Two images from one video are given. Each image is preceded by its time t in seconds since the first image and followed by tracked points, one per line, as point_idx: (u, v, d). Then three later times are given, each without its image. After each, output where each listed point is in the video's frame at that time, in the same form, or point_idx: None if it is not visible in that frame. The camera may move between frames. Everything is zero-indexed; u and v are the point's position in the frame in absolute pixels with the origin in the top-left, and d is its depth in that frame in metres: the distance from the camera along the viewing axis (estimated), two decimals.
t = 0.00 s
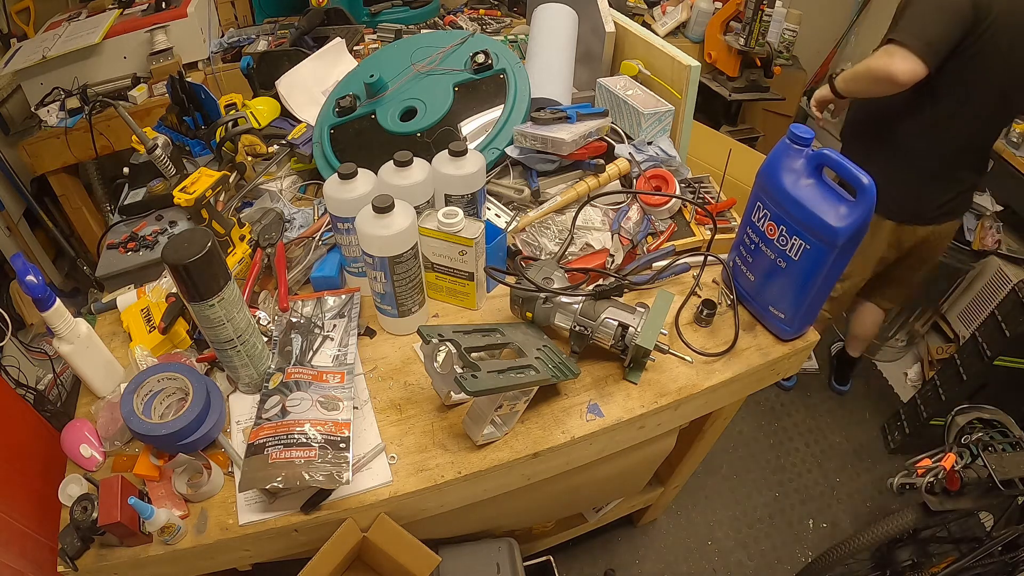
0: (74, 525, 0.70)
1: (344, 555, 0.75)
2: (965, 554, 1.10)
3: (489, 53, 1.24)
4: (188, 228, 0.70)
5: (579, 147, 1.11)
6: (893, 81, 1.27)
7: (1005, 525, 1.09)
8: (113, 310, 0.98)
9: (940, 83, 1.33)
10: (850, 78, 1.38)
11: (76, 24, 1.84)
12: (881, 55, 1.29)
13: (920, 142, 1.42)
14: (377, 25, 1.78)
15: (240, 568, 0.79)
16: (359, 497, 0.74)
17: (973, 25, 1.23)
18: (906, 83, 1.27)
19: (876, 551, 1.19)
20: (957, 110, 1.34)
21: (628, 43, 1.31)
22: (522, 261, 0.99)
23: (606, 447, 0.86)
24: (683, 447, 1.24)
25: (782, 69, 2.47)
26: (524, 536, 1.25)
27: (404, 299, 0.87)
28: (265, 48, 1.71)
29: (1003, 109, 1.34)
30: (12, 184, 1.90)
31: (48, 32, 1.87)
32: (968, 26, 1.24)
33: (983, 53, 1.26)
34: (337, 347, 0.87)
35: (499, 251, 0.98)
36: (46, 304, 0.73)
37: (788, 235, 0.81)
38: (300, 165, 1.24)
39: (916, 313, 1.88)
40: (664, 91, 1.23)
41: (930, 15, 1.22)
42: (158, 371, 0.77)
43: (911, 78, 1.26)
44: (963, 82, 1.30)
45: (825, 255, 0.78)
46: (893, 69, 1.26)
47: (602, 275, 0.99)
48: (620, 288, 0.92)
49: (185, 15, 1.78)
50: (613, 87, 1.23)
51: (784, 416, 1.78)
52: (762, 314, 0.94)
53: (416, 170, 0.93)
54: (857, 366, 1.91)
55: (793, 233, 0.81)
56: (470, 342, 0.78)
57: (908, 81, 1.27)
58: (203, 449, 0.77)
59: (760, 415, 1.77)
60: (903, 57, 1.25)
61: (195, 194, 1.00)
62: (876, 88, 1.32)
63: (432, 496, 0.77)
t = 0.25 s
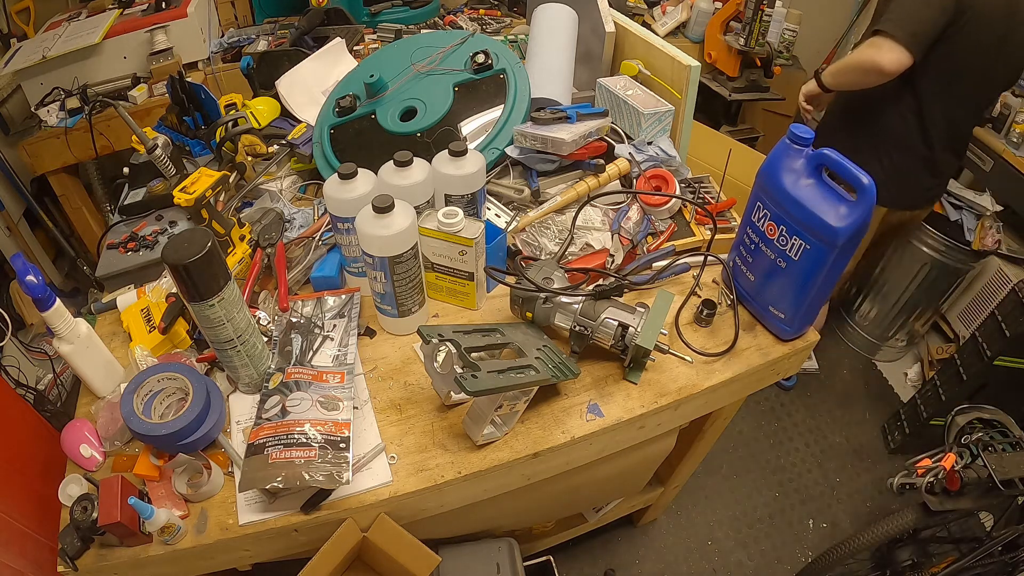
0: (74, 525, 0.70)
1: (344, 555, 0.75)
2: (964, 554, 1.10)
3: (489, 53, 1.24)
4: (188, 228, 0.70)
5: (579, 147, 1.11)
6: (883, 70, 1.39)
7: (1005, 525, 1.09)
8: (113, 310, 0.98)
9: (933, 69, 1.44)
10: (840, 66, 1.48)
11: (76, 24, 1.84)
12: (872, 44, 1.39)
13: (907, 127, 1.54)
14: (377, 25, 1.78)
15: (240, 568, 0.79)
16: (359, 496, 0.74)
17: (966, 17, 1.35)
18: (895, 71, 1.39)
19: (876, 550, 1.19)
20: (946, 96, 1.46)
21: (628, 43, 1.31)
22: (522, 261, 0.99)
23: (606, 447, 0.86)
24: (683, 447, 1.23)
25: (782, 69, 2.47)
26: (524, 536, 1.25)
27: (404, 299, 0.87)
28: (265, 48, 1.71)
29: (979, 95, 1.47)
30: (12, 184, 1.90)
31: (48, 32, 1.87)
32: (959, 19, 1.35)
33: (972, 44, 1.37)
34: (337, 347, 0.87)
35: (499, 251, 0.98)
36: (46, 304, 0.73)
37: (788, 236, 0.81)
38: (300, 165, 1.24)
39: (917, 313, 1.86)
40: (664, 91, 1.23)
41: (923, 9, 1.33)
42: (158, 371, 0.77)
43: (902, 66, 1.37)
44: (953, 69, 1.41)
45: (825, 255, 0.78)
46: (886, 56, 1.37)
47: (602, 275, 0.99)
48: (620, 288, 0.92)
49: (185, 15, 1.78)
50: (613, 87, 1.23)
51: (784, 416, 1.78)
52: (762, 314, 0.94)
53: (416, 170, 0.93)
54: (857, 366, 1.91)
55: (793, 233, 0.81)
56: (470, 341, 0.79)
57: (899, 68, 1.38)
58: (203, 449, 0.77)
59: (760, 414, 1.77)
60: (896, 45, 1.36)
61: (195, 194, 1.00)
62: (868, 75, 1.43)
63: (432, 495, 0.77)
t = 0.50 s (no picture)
0: (74, 525, 0.70)
1: (344, 555, 0.75)
2: (964, 555, 1.10)
3: (489, 53, 1.24)
4: (188, 228, 0.70)
5: (579, 147, 1.11)
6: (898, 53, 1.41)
7: (1005, 525, 1.08)
8: (112, 310, 0.98)
9: (938, 57, 1.47)
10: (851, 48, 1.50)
11: (76, 24, 1.84)
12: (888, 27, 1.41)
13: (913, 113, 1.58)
14: (377, 25, 1.78)
15: (240, 568, 0.79)
16: (359, 497, 0.74)
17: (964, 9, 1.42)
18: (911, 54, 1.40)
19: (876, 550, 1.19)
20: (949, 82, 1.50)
21: (628, 43, 1.31)
22: (521, 261, 0.99)
23: (606, 447, 0.86)
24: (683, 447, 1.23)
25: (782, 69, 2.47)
26: (524, 536, 1.25)
27: (404, 299, 0.87)
28: (265, 48, 1.71)
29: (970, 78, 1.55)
30: (12, 184, 1.90)
31: (48, 32, 1.87)
32: (964, 9, 1.41)
33: (973, 33, 1.44)
34: (337, 347, 0.87)
35: (499, 251, 0.98)
36: (46, 304, 0.73)
37: (788, 235, 0.81)
38: (300, 165, 1.24)
39: (917, 314, 1.86)
40: (664, 91, 1.23)
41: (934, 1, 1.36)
42: (158, 371, 0.77)
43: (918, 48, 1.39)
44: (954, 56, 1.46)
45: (825, 255, 0.78)
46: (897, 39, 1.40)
47: (602, 275, 0.99)
48: (620, 288, 0.92)
49: (185, 15, 1.78)
50: (613, 87, 1.23)
51: (784, 415, 1.78)
52: (762, 314, 0.94)
53: (416, 170, 0.93)
54: (857, 365, 1.92)
55: (793, 233, 0.81)
56: (470, 341, 0.78)
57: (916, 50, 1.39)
58: (203, 449, 0.77)
59: (760, 414, 1.77)
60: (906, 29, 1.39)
61: (195, 194, 1.00)
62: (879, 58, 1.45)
63: (432, 495, 0.77)
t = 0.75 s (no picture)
0: (74, 525, 0.70)
1: (344, 555, 0.75)
2: (965, 555, 1.10)
3: (489, 53, 1.24)
4: (188, 228, 0.70)
5: (579, 147, 1.11)
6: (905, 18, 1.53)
7: (1005, 525, 1.08)
8: (113, 310, 0.98)
9: (939, 31, 1.56)
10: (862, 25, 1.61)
11: (77, 24, 1.84)
12: None
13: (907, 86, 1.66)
14: (377, 25, 1.78)
15: (240, 568, 0.79)
16: (359, 497, 0.74)
17: None
18: (917, 18, 1.52)
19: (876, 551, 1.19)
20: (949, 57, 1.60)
21: (628, 43, 1.31)
22: (522, 260, 0.99)
23: (606, 446, 0.86)
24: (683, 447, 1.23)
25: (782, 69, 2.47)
26: (524, 536, 1.25)
27: (404, 299, 0.87)
28: (265, 48, 1.71)
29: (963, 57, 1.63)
30: (12, 184, 1.90)
31: (48, 32, 1.87)
32: None
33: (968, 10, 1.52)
34: (337, 347, 0.87)
35: (499, 251, 0.98)
36: (46, 304, 0.73)
37: (788, 235, 0.81)
38: (301, 165, 1.24)
39: (917, 314, 1.86)
40: (664, 91, 1.23)
41: None
42: (158, 371, 0.77)
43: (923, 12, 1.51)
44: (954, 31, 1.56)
45: (825, 255, 0.78)
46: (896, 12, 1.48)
47: (602, 275, 0.99)
48: (620, 288, 0.92)
49: (185, 15, 1.78)
50: (613, 87, 1.23)
51: (784, 415, 1.78)
52: (762, 314, 0.94)
53: (416, 169, 0.93)
54: (857, 365, 1.92)
55: (793, 233, 0.81)
56: (470, 341, 0.79)
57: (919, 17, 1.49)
58: (203, 449, 0.77)
59: (760, 414, 1.77)
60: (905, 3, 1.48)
61: (195, 194, 1.00)
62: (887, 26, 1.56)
63: (432, 495, 0.77)
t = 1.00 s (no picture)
0: (74, 525, 0.70)
1: (344, 555, 0.75)
2: (965, 555, 1.10)
3: (489, 53, 1.24)
4: (188, 228, 0.70)
5: (579, 147, 1.11)
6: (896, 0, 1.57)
7: (1005, 525, 1.08)
8: (113, 310, 0.98)
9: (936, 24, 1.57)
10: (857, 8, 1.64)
11: (77, 24, 1.84)
12: None
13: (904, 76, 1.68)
14: (377, 25, 1.78)
15: (240, 568, 0.79)
16: (359, 496, 0.74)
17: None
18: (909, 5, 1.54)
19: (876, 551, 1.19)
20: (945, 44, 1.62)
21: (628, 44, 1.31)
22: (522, 261, 0.99)
23: (606, 446, 0.86)
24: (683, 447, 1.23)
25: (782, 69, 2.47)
26: (523, 535, 1.25)
27: (404, 299, 0.87)
28: (265, 48, 1.71)
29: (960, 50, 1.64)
30: (13, 184, 1.90)
31: (48, 32, 1.87)
32: None
33: None
34: (337, 347, 0.87)
35: (499, 251, 0.98)
36: (46, 304, 0.73)
37: (788, 236, 0.81)
38: (300, 165, 1.24)
39: (917, 314, 1.85)
40: (664, 91, 1.23)
41: None
42: (158, 371, 0.77)
43: None
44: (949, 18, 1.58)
45: (825, 255, 0.78)
46: None
47: (602, 275, 0.99)
48: (620, 288, 0.92)
49: (185, 15, 1.78)
50: (613, 87, 1.23)
51: (784, 415, 1.78)
52: (762, 314, 0.94)
53: (416, 169, 0.93)
54: (857, 365, 1.92)
55: (793, 233, 0.81)
56: (470, 341, 0.79)
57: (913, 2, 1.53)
58: (203, 449, 0.77)
59: (760, 414, 1.77)
60: None
61: (195, 194, 1.00)
62: (879, 7, 1.61)
63: (432, 495, 0.77)
